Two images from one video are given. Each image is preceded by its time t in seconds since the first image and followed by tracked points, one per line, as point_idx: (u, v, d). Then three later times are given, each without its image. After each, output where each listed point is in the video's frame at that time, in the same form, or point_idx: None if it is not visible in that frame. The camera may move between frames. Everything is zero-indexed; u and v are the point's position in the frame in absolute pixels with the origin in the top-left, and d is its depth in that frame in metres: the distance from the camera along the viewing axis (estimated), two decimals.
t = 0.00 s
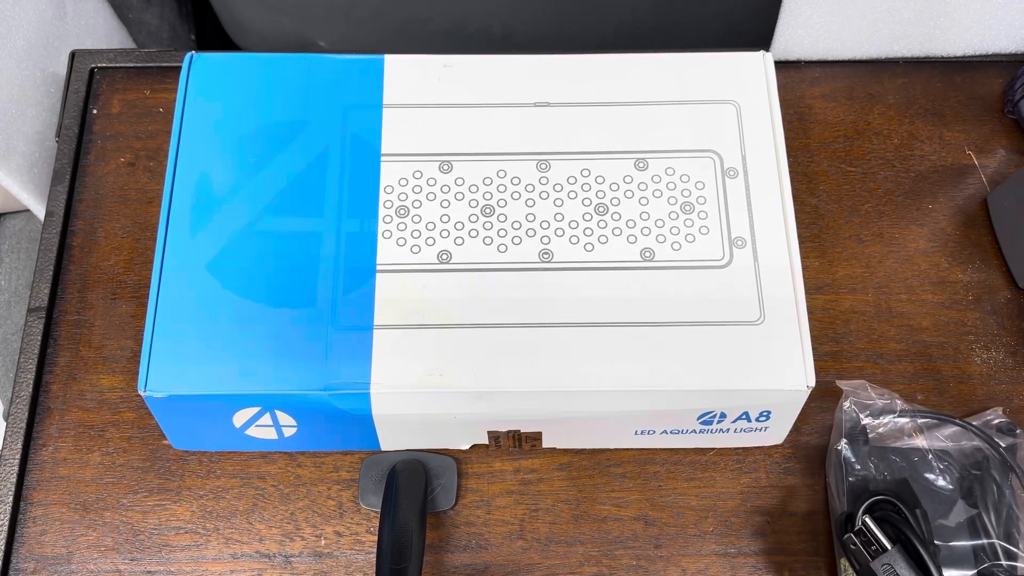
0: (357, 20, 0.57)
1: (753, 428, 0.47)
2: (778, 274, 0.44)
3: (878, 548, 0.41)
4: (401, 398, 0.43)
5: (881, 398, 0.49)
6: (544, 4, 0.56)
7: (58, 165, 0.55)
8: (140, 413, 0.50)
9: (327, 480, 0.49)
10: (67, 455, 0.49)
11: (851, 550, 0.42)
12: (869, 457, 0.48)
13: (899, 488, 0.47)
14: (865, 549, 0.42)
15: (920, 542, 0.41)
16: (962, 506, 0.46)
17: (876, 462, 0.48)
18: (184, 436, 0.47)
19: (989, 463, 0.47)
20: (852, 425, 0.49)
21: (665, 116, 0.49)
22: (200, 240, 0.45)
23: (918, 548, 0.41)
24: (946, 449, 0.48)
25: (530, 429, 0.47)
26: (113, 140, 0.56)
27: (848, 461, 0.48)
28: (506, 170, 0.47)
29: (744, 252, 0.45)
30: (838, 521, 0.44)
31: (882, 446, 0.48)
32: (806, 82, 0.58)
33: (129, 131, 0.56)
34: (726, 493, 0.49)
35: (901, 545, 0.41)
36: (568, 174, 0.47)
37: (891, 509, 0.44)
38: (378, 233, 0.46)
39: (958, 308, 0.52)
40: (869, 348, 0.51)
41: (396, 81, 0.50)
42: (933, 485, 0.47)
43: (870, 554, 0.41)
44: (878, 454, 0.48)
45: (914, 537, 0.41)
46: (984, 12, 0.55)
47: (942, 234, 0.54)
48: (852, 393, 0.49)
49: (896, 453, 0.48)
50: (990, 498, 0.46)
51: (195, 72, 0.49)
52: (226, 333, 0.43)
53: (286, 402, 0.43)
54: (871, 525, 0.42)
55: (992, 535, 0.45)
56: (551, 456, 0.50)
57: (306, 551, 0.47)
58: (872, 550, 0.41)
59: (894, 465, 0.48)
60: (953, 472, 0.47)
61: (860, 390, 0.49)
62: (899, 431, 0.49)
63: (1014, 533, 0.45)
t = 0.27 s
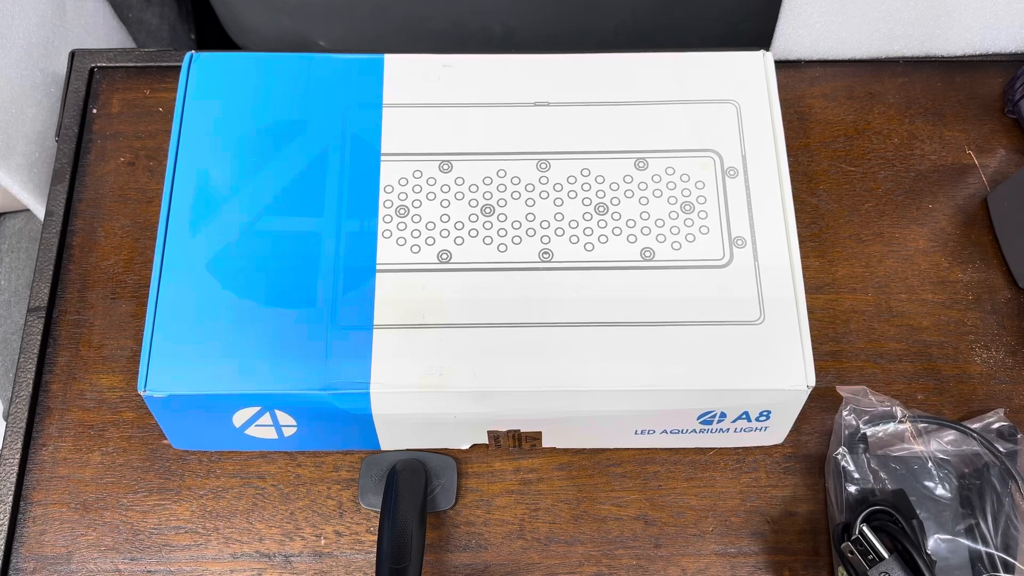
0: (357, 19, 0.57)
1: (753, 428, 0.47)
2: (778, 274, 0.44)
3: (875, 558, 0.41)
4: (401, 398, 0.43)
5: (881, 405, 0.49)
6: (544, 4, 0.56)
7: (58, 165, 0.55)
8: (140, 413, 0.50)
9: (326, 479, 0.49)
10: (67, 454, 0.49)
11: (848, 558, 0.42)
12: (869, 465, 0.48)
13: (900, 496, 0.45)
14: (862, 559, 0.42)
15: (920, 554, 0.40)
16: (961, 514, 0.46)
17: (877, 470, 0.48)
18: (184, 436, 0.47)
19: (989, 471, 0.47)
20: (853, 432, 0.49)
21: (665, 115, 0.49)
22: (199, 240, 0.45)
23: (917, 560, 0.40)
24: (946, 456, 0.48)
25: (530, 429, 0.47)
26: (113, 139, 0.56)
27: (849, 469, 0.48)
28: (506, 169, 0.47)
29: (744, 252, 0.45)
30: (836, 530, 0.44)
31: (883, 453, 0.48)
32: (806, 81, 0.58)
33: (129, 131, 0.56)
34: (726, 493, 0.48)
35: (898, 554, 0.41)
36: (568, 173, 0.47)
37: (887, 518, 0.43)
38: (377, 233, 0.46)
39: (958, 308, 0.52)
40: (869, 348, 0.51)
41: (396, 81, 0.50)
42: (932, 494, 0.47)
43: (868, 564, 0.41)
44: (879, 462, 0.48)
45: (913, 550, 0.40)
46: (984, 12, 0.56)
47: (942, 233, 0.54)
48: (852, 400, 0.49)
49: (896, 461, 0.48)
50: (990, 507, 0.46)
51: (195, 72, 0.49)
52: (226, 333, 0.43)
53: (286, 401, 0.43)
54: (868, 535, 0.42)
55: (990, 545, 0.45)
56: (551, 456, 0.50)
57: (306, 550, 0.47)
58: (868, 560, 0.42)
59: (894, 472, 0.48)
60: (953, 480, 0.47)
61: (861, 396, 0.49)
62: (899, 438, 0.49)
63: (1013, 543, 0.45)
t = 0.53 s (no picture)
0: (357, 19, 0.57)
1: (753, 428, 0.47)
2: (778, 273, 0.44)
3: (873, 562, 0.41)
4: (401, 398, 0.43)
5: (882, 407, 0.49)
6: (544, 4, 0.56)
7: (58, 165, 0.55)
8: (140, 413, 0.50)
9: (327, 479, 0.49)
10: (67, 454, 0.49)
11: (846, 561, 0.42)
12: (869, 467, 0.48)
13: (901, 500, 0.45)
14: (860, 562, 0.42)
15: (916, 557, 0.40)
16: (961, 517, 0.46)
17: (876, 473, 0.48)
18: (184, 436, 0.47)
19: (989, 475, 0.47)
20: (852, 434, 0.49)
21: (665, 115, 0.49)
22: (199, 239, 0.45)
23: (913, 562, 0.40)
24: (946, 459, 0.48)
25: (531, 429, 0.47)
26: (113, 139, 0.56)
27: (849, 472, 0.48)
28: (506, 169, 0.47)
29: (744, 252, 0.45)
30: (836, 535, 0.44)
31: (883, 456, 0.48)
32: (806, 81, 0.58)
33: (129, 131, 0.56)
34: (726, 493, 0.49)
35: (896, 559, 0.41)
36: (568, 173, 0.47)
37: (887, 524, 0.43)
38: (378, 233, 0.46)
39: (958, 308, 0.52)
40: (869, 347, 0.51)
41: (396, 81, 0.50)
42: (932, 498, 0.47)
43: (866, 567, 0.41)
44: (879, 464, 0.48)
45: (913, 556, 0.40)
46: (984, 12, 0.56)
47: (942, 233, 0.54)
48: (852, 403, 0.49)
49: (896, 464, 0.48)
50: (989, 512, 0.46)
51: (195, 71, 0.49)
52: (226, 333, 0.43)
53: (286, 401, 0.43)
54: (866, 539, 0.42)
55: (989, 549, 0.45)
56: (551, 455, 0.50)
57: (306, 550, 0.47)
58: (866, 564, 0.42)
59: (894, 475, 0.48)
60: (953, 483, 0.47)
61: (862, 398, 0.49)
62: (899, 441, 0.49)
63: (1012, 549, 0.44)
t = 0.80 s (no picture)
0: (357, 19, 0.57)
1: (753, 428, 0.47)
2: (778, 273, 0.44)
3: (884, 568, 0.41)
4: (402, 398, 0.43)
5: (882, 406, 0.49)
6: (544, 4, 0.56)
7: (58, 165, 0.55)
8: (139, 413, 0.50)
9: (327, 479, 0.49)
10: (67, 454, 0.49)
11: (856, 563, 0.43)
12: (869, 466, 0.48)
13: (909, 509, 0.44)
14: (870, 567, 0.42)
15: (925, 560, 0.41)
16: (961, 515, 0.46)
17: (877, 472, 0.48)
18: (184, 435, 0.47)
19: (989, 474, 0.47)
20: (852, 434, 0.49)
21: (665, 115, 0.49)
22: (199, 239, 0.45)
23: (921, 563, 0.41)
24: (946, 457, 0.48)
25: (531, 428, 0.47)
26: (113, 139, 0.56)
27: (849, 471, 0.48)
28: (506, 169, 0.47)
29: (744, 251, 0.45)
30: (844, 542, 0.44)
31: (883, 455, 0.48)
32: (805, 81, 0.58)
33: (129, 131, 0.56)
34: (726, 493, 0.49)
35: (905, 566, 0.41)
36: (568, 173, 0.47)
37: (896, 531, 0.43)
38: (378, 233, 0.46)
39: (958, 308, 0.52)
40: (869, 347, 0.51)
41: (396, 81, 0.50)
42: (933, 496, 0.47)
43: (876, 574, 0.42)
44: (879, 463, 0.48)
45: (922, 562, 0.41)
46: (984, 12, 0.56)
47: (942, 233, 0.54)
48: (852, 402, 0.49)
49: (896, 463, 0.48)
50: (989, 510, 0.46)
51: (195, 72, 0.49)
52: (226, 333, 0.43)
53: (286, 401, 0.43)
54: (876, 544, 0.42)
55: (989, 547, 0.45)
56: (551, 455, 0.50)
57: (306, 550, 0.47)
58: (876, 569, 0.42)
59: (895, 474, 0.48)
60: (953, 481, 0.47)
61: (861, 398, 0.49)
62: (900, 439, 0.49)
63: (1012, 547, 0.45)
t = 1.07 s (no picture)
0: (357, 19, 0.57)
1: (753, 428, 0.47)
2: (778, 273, 0.44)
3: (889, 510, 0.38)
4: (402, 398, 0.43)
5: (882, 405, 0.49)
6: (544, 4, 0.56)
7: (58, 165, 0.55)
8: (140, 412, 0.50)
9: (327, 479, 0.49)
10: (67, 454, 0.49)
11: (870, 461, 0.32)
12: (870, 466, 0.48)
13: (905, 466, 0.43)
14: (886, 460, 0.32)
15: (932, 400, 0.31)
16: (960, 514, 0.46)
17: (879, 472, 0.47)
18: (185, 435, 0.47)
19: (989, 473, 0.47)
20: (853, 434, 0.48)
21: (665, 115, 0.49)
22: (200, 239, 0.45)
23: (936, 423, 0.31)
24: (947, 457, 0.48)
25: (530, 428, 0.47)
26: (113, 139, 0.56)
27: (849, 471, 0.47)
28: (506, 169, 0.47)
29: (744, 251, 0.45)
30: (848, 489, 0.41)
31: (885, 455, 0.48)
32: (806, 81, 0.58)
33: (129, 130, 0.56)
34: (726, 492, 0.49)
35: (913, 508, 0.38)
36: (568, 173, 0.47)
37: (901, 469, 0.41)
38: (378, 233, 0.46)
39: (958, 308, 0.52)
40: (869, 347, 0.51)
41: (396, 81, 0.50)
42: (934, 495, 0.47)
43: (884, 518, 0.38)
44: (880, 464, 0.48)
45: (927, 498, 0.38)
46: (984, 12, 0.56)
47: (942, 233, 0.54)
48: (852, 401, 0.49)
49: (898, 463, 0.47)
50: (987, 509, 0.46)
51: (195, 72, 0.49)
52: (226, 332, 0.43)
53: (286, 401, 0.43)
54: (896, 429, 0.32)
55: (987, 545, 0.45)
56: (550, 455, 0.50)
57: (306, 550, 0.47)
58: (895, 461, 0.32)
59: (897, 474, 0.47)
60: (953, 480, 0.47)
61: (861, 398, 0.49)
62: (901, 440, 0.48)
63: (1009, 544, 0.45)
